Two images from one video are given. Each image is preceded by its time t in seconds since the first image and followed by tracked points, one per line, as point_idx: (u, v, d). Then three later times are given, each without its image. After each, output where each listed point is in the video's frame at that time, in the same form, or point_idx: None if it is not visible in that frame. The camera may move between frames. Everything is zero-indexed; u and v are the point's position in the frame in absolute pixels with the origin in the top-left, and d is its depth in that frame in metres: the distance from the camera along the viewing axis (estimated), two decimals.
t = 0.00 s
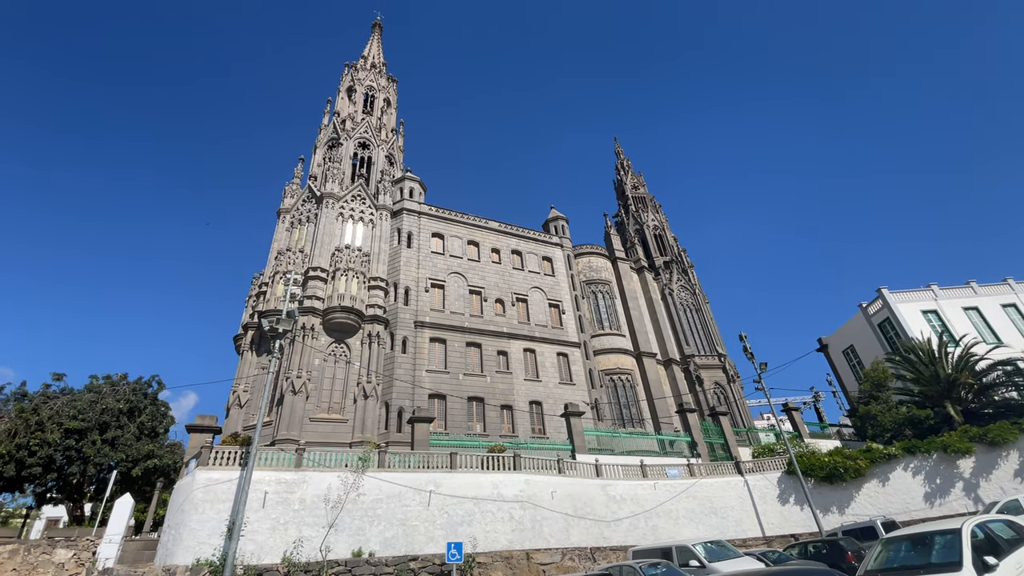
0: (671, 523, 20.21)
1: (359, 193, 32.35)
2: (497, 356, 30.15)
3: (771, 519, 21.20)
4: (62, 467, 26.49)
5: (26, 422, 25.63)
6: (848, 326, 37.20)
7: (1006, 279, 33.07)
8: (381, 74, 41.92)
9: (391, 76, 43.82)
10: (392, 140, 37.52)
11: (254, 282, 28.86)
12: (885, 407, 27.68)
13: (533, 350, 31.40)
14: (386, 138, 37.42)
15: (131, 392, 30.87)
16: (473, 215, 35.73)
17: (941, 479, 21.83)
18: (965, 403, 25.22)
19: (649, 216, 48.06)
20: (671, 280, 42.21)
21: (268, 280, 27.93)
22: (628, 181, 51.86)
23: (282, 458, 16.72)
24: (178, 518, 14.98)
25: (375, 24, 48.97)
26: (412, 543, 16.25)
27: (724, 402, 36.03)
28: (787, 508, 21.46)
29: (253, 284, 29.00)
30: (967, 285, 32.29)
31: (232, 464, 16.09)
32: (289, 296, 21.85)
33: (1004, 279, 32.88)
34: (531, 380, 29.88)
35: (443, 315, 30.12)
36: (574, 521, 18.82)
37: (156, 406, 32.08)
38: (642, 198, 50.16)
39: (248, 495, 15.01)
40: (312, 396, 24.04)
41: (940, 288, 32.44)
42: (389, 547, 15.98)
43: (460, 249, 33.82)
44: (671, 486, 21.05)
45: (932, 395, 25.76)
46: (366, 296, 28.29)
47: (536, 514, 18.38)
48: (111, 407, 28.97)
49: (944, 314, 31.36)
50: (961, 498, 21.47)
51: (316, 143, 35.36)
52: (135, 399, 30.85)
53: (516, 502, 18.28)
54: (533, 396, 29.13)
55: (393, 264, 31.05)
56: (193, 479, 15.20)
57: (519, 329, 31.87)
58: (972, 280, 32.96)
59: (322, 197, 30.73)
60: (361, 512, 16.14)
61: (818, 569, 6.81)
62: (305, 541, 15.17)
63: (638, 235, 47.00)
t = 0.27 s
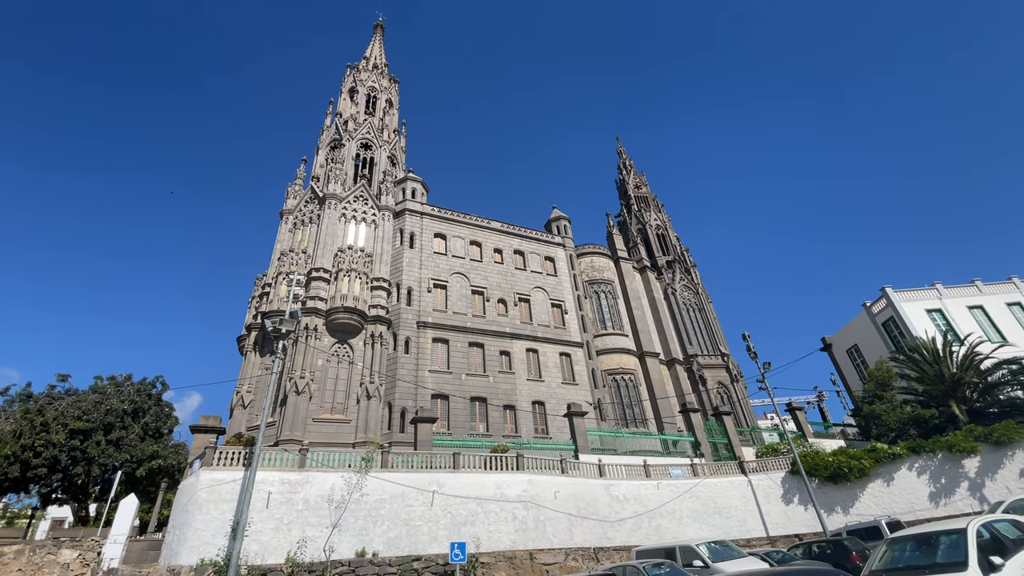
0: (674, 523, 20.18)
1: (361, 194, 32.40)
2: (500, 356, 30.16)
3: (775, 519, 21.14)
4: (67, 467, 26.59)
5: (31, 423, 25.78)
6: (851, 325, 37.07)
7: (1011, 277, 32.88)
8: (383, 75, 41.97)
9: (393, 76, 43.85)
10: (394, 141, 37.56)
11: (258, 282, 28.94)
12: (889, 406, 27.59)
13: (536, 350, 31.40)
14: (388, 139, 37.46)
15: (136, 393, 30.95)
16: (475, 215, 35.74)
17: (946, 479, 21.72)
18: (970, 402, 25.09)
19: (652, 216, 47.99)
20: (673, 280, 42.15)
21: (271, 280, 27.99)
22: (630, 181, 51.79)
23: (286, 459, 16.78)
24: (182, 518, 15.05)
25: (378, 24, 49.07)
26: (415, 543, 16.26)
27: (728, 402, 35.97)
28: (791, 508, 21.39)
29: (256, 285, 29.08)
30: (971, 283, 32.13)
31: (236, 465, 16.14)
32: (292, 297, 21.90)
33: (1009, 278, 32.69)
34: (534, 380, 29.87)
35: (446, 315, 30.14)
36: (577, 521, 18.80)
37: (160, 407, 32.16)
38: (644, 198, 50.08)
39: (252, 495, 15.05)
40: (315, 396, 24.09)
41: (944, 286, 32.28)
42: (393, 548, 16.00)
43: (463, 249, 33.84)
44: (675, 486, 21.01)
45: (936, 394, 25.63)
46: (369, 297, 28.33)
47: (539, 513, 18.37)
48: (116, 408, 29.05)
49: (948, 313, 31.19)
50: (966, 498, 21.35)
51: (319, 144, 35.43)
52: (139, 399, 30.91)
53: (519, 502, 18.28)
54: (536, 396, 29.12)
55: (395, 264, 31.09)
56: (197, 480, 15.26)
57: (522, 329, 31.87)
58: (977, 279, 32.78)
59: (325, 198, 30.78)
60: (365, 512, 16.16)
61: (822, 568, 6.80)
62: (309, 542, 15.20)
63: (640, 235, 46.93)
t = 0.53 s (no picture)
0: (679, 523, 20.14)
1: (364, 194, 32.46)
2: (503, 356, 30.17)
3: (780, 519, 21.06)
4: (74, 468, 26.76)
5: (37, 424, 25.98)
6: (856, 324, 36.90)
7: (1017, 276, 32.66)
8: (386, 76, 42.02)
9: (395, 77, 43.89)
10: (397, 142, 37.61)
11: (262, 283, 29.04)
12: (895, 405, 27.35)
13: (539, 350, 31.38)
14: (391, 140, 37.50)
15: (141, 393, 31.09)
16: (478, 215, 35.75)
17: (952, 478, 21.60)
18: (976, 401, 24.96)
19: (655, 215, 47.90)
20: (677, 279, 42.07)
21: (275, 281, 28.08)
22: (633, 180, 51.70)
23: (290, 459, 16.83)
24: (188, 518, 15.11)
25: (380, 25, 49.14)
26: (419, 543, 16.28)
27: (732, 402, 35.87)
28: (796, 507, 21.31)
29: (260, 286, 29.17)
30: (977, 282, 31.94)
31: (241, 465, 16.19)
32: (296, 298, 21.96)
33: (1015, 276, 32.48)
34: (537, 380, 29.87)
35: (449, 315, 30.16)
36: (581, 521, 18.78)
37: (165, 408, 32.31)
38: (647, 197, 49.98)
39: (257, 496, 15.10)
40: (319, 396, 24.15)
41: (950, 285, 32.11)
42: (397, 548, 16.02)
43: (466, 249, 33.86)
44: (679, 485, 20.96)
45: (942, 393, 25.49)
46: (372, 297, 28.38)
47: (543, 513, 18.36)
48: (122, 409, 29.21)
49: (954, 311, 31.00)
50: (973, 497, 21.24)
51: (322, 145, 35.52)
52: (144, 400, 31.03)
53: (523, 502, 18.27)
54: (539, 396, 29.12)
55: (398, 264, 31.13)
56: (202, 480, 15.32)
57: (525, 329, 31.86)
58: (983, 277, 32.59)
59: (328, 198, 30.86)
60: (369, 512, 16.20)
61: (828, 568, 6.77)
62: (314, 542, 15.23)
63: (644, 234, 46.85)
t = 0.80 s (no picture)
0: (685, 522, 20.08)
1: (368, 195, 32.53)
2: (507, 355, 30.17)
3: (787, 518, 20.95)
4: (82, 468, 26.97)
5: (47, 424, 26.27)
6: (863, 322, 36.64)
7: None
8: (389, 77, 42.14)
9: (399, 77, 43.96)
10: (400, 142, 37.68)
11: (267, 284, 29.17)
12: (903, 404, 27.20)
13: (544, 350, 31.36)
14: (395, 140, 37.57)
15: (149, 394, 31.27)
16: (481, 215, 35.76)
17: (961, 477, 21.43)
18: (985, 399, 24.75)
19: (659, 214, 47.77)
20: (682, 278, 41.94)
21: (281, 282, 28.21)
22: (637, 179, 51.56)
23: (296, 459, 16.91)
24: (195, 518, 15.21)
25: (383, 26, 49.26)
26: (425, 542, 16.32)
27: (738, 401, 35.73)
28: (803, 507, 21.19)
29: (266, 287, 29.30)
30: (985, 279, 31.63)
31: (248, 465, 16.27)
32: (302, 298, 22.03)
33: None
34: (542, 379, 29.85)
35: (454, 315, 30.20)
36: (587, 520, 18.77)
37: (173, 408, 32.50)
38: (652, 195, 49.83)
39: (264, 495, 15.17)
40: (324, 396, 24.24)
41: (958, 282, 31.81)
42: (403, 547, 16.06)
43: (470, 249, 33.88)
44: (685, 485, 20.90)
45: (950, 392, 25.30)
46: (377, 297, 28.46)
47: (549, 513, 18.35)
48: (129, 409, 29.40)
49: (962, 309, 30.72)
50: (982, 497, 21.05)
51: (326, 146, 35.63)
52: (152, 401, 31.22)
53: (528, 501, 18.28)
54: (544, 396, 29.10)
55: (403, 265, 31.19)
56: (209, 480, 15.41)
57: (529, 329, 31.84)
58: (992, 274, 32.25)
59: (332, 199, 30.95)
60: (375, 512, 16.25)
61: (836, 569, 6.72)
62: (320, 541, 15.30)
63: (648, 232, 46.73)
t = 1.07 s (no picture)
0: (692, 522, 20.00)
1: (374, 196, 32.64)
2: (513, 355, 30.17)
3: (796, 518, 20.80)
4: (93, 468, 27.28)
5: (58, 425, 26.63)
6: (872, 320, 36.32)
7: None
8: (394, 78, 42.29)
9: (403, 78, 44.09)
10: (405, 143, 37.79)
11: (274, 285, 29.34)
12: (913, 402, 26.87)
13: (550, 349, 31.34)
14: (400, 141, 37.68)
15: (158, 395, 31.52)
16: (486, 215, 35.79)
17: (973, 476, 21.19)
18: (997, 397, 24.46)
19: (665, 212, 47.60)
20: (688, 277, 41.78)
21: (288, 283, 28.36)
22: (643, 177, 51.41)
23: (304, 459, 17.00)
24: (205, 517, 15.33)
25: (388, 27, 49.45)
26: (432, 542, 16.35)
27: (745, 400, 35.54)
28: (812, 506, 21.03)
29: (273, 288, 29.47)
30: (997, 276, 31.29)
31: (256, 465, 16.38)
32: (309, 299, 22.14)
33: None
34: (548, 379, 29.83)
35: (460, 315, 30.25)
36: (594, 520, 18.73)
37: (182, 409, 32.75)
38: (657, 194, 49.67)
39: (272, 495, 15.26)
40: (332, 396, 24.35)
41: (969, 280, 31.48)
42: (411, 547, 16.10)
43: (475, 249, 33.93)
44: (692, 484, 20.82)
45: (961, 390, 25.02)
46: (383, 298, 28.56)
47: (556, 513, 18.33)
48: (139, 410, 29.68)
49: (973, 306, 30.39)
50: (994, 496, 20.81)
51: (332, 147, 35.80)
52: (161, 401, 31.48)
53: (535, 501, 18.27)
54: (550, 395, 29.08)
55: (409, 265, 31.28)
56: (218, 480, 15.53)
57: (535, 328, 31.82)
58: (1003, 271, 31.91)
59: (338, 201, 31.08)
60: (383, 511, 16.30)
61: (846, 569, 6.66)
62: (328, 541, 15.37)
63: (654, 231, 46.57)
